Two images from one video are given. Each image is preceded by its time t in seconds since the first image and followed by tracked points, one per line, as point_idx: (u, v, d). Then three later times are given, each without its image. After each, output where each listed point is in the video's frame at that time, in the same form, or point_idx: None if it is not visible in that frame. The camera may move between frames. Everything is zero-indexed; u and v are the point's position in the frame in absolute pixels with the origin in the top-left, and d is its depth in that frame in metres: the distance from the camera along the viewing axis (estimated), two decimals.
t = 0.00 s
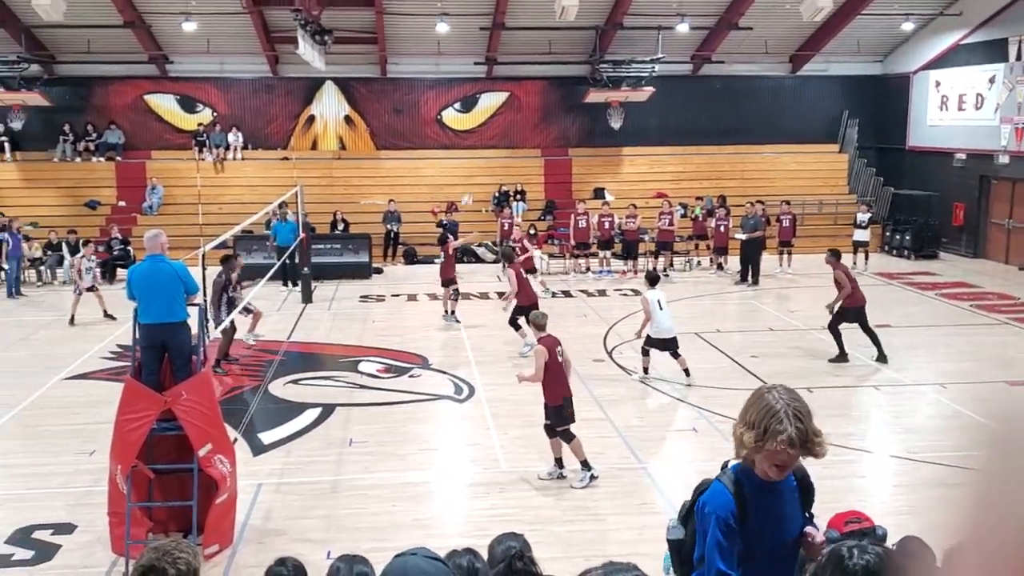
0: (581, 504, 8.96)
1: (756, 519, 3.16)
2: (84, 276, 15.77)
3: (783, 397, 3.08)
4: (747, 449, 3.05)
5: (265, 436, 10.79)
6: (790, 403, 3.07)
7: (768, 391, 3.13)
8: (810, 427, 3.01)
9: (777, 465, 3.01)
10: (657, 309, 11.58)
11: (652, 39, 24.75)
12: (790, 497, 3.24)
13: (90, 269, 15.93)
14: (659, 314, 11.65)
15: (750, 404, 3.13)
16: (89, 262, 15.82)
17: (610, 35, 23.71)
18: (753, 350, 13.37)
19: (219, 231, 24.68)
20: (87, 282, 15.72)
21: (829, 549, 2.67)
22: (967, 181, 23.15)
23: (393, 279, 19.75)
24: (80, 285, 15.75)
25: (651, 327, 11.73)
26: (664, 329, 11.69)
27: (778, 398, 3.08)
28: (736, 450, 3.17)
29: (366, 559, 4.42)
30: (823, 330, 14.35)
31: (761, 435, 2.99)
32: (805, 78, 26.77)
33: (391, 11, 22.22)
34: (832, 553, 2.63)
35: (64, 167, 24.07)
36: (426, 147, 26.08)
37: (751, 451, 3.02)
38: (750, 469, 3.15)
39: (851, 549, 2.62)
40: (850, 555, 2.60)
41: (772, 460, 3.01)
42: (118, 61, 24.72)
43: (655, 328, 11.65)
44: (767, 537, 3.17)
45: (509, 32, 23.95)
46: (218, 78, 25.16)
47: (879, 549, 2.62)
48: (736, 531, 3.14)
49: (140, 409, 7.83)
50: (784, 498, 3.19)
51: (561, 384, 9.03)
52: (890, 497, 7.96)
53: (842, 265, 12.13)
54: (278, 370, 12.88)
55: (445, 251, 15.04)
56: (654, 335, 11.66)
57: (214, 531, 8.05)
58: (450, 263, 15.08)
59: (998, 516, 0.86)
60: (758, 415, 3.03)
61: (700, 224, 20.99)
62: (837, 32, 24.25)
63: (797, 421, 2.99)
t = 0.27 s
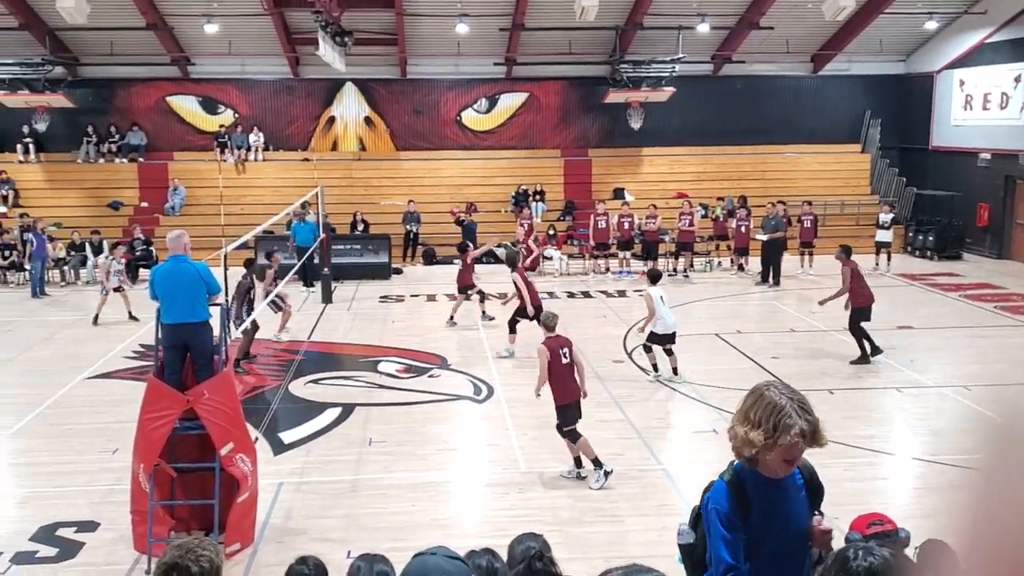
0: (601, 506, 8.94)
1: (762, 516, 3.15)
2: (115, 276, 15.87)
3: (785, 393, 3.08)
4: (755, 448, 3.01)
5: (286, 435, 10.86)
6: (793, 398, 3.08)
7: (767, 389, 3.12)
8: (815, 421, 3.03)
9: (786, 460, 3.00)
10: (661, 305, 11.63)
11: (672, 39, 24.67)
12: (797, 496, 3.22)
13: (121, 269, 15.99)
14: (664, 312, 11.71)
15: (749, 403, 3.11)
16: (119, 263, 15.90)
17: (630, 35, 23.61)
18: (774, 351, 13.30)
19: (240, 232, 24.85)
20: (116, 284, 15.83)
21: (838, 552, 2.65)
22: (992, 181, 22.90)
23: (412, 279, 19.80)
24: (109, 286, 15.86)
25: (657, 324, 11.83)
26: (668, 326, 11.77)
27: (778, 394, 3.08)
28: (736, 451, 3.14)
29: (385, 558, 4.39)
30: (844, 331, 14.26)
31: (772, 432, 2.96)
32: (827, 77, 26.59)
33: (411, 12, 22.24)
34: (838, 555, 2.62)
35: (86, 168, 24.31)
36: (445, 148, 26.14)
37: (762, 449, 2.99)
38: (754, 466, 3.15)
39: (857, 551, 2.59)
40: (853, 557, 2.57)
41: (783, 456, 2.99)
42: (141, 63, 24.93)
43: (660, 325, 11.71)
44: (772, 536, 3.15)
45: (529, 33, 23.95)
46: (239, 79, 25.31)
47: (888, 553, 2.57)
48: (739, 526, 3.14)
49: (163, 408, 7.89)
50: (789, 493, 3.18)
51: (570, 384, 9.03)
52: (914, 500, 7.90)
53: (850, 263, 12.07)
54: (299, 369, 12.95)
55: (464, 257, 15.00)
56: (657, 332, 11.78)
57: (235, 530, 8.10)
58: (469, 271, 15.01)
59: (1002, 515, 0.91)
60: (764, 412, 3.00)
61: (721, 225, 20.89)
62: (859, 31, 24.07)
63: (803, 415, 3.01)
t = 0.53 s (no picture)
0: (621, 506, 8.92)
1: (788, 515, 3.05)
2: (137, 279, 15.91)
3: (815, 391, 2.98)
4: (786, 448, 2.92)
5: (307, 433, 10.91)
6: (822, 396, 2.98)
7: (799, 386, 3.00)
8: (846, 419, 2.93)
9: (818, 460, 2.91)
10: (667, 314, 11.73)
11: (694, 38, 24.56)
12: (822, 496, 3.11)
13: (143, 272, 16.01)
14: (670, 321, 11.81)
15: (776, 402, 3.01)
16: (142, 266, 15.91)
17: (651, 35, 23.52)
18: (796, 352, 13.21)
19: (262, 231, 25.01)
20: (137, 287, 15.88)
21: (861, 554, 2.53)
22: (1018, 181, 22.62)
23: (432, 278, 19.83)
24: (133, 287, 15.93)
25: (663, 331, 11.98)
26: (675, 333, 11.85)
27: (811, 392, 2.96)
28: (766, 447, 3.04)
29: (407, 556, 4.41)
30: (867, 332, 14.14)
31: (805, 433, 2.87)
32: (850, 76, 26.40)
33: (432, 11, 22.27)
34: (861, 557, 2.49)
35: (110, 167, 24.54)
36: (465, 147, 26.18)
37: (794, 451, 2.90)
38: (782, 465, 3.04)
39: (881, 553, 2.46)
40: (879, 560, 2.44)
41: (814, 457, 2.90)
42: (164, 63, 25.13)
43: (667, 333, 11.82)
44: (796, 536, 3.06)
45: (549, 32, 23.92)
46: (261, 79, 25.47)
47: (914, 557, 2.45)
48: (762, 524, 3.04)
49: (185, 406, 7.94)
50: (817, 495, 3.08)
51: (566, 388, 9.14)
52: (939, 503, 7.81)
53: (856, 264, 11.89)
54: (320, 368, 13.01)
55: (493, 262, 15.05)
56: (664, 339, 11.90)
57: (255, 527, 8.14)
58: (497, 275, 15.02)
59: (1005, 515, 0.92)
60: (798, 412, 2.89)
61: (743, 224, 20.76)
62: (883, 30, 23.85)
63: (837, 416, 2.90)
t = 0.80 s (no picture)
0: (638, 508, 8.89)
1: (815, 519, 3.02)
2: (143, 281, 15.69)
3: (836, 409, 2.86)
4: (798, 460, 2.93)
5: (324, 432, 10.96)
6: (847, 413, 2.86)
7: (827, 401, 2.90)
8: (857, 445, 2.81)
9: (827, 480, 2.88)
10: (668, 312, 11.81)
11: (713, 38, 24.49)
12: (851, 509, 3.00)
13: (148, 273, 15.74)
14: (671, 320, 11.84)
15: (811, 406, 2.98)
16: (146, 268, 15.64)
17: (670, 36, 23.45)
18: (815, 354, 13.13)
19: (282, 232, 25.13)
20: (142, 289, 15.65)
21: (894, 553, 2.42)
22: None
23: (450, 279, 19.87)
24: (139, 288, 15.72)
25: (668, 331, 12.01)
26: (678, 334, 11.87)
27: (838, 409, 2.86)
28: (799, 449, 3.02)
29: (426, 557, 4.37)
30: (886, 335, 14.05)
31: (811, 454, 2.85)
32: (871, 77, 26.22)
33: (451, 13, 22.31)
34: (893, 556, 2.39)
35: (130, 168, 24.74)
36: (483, 148, 26.21)
37: (801, 466, 2.91)
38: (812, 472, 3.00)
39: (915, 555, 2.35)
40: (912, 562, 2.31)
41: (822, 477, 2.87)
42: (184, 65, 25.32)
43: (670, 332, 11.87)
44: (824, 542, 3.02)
45: (568, 33, 23.91)
46: (281, 80, 25.61)
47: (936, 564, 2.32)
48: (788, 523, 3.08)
49: (204, 405, 7.98)
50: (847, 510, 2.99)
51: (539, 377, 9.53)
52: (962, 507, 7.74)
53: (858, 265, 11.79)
54: (338, 368, 13.07)
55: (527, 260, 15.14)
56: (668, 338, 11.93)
57: (273, 526, 8.18)
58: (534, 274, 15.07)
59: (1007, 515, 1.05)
60: (808, 431, 2.86)
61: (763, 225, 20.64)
62: (904, 30, 23.66)
63: (847, 444, 2.80)
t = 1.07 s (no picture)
0: (667, 512, 8.84)
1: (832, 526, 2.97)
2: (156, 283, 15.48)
3: (808, 430, 2.74)
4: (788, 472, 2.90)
5: (354, 433, 11.00)
6: (827, 438, 2.71)
7: (796, 425, 2.79)
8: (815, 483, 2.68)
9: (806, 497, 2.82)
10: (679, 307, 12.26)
11: (745, 40, 24.33)
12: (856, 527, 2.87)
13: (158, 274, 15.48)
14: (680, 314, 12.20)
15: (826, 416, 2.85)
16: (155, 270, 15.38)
17: (701, 37, 23.31)
18: (848, 358, 12.98)
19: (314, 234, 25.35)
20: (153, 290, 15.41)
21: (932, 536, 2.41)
22: None
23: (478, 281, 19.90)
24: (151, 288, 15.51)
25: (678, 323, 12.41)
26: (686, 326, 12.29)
27: (805, 432, 2.74)
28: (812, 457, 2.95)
29: (454, 558, 4.41)
30: (921, 339, 13.86)
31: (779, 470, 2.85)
32: (905, 78, 25.93)
33: (481, 15, 22.34)
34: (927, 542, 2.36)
35: (165, 170, 25.07)
36: (512, 151, 26.30)
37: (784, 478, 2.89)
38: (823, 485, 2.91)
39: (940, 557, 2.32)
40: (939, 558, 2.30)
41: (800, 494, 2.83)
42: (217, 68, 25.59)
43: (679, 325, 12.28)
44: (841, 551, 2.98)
45: (598, 35, 23.87)
46: (312, 84, 25.84)
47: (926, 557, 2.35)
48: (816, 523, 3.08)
49: (235, 404, 8.06)
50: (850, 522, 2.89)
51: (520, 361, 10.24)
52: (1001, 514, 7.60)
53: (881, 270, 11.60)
54: (368, 369, 13.13)
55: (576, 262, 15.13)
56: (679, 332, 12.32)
57: (302, 526, 8.22)
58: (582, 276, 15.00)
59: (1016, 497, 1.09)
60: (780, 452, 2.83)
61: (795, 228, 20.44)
62: (940, 31, 23.33)
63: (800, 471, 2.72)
